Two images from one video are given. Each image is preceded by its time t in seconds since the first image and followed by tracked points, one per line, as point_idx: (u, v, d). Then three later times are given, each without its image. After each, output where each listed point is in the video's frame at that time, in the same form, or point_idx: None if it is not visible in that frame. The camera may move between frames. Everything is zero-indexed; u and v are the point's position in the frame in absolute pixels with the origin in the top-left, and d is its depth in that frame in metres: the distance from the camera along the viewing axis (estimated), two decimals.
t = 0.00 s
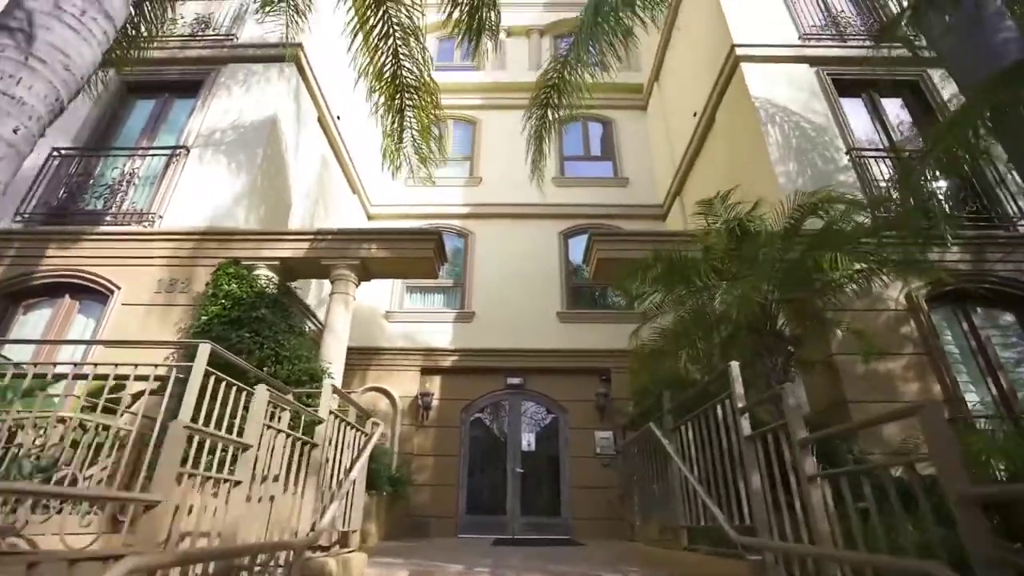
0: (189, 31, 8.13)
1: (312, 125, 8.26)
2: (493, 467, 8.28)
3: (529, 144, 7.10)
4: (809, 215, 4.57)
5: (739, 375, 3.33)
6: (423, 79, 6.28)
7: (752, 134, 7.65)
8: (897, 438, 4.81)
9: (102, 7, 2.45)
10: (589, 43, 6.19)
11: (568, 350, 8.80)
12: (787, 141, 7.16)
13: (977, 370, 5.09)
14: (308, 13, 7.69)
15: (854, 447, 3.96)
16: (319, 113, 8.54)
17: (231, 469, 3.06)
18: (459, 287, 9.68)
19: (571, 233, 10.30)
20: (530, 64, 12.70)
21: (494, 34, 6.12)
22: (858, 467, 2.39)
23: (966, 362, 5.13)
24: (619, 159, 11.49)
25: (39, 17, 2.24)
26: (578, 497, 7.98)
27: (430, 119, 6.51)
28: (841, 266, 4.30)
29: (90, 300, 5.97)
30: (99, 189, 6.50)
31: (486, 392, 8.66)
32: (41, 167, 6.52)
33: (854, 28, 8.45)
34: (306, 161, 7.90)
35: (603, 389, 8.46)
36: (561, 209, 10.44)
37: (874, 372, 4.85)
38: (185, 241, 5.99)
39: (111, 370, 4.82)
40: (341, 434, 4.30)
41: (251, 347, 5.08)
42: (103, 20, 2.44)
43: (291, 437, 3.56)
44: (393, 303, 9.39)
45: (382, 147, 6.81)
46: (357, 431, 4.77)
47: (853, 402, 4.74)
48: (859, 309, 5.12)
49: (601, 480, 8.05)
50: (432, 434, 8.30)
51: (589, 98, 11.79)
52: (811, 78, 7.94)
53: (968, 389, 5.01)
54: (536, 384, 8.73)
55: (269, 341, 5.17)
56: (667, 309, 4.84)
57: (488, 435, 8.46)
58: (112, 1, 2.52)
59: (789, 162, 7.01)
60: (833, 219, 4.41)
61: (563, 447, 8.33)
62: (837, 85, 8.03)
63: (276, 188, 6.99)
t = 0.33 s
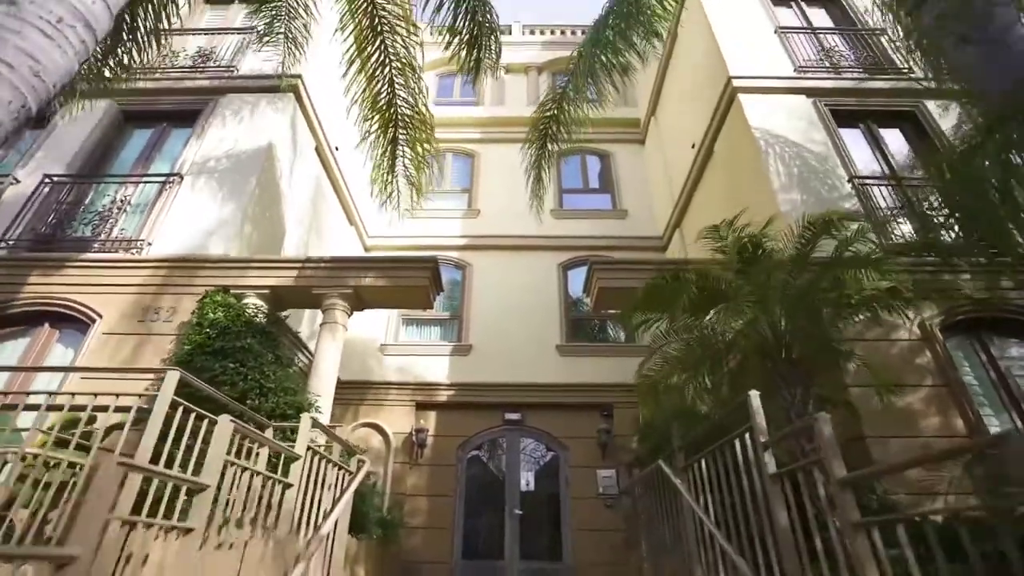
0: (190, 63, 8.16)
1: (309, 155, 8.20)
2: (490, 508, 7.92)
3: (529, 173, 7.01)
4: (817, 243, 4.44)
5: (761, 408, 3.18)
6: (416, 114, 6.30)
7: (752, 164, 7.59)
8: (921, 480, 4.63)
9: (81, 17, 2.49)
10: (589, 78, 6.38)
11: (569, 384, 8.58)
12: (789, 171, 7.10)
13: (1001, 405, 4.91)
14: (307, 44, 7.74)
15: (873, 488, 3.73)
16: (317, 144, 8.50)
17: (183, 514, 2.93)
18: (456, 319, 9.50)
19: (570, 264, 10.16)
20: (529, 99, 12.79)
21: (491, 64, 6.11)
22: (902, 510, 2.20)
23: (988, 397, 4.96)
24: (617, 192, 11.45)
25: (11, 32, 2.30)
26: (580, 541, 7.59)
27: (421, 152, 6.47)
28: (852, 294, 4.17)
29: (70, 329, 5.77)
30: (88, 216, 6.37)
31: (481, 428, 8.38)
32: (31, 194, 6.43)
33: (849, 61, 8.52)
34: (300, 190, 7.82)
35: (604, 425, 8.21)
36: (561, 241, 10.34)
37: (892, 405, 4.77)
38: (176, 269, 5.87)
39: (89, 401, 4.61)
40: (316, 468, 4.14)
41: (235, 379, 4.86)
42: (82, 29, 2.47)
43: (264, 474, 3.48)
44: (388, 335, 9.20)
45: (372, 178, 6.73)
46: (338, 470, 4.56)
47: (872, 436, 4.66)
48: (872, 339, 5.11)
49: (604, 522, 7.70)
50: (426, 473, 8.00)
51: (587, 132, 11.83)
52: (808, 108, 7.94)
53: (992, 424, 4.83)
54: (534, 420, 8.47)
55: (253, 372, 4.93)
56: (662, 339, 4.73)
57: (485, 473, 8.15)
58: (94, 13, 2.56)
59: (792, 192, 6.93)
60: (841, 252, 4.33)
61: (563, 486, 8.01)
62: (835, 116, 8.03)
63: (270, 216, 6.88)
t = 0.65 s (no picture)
0: (191, 76, 8.16)
1: (308, 168, 8.17)
2: (488, 527, 7.76)
3: (529, 187, 6.96)
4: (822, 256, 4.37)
5: (773, 426, 3.11)
6: (413, 128, 6.27)
7: (753, 177, 7.54)
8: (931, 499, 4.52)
9: (71, 21, 2.53)
10: (590, 93, 6.38)
11: (569, 400, 8.47)
12: (789, 184, 7.06)
13: (1013, 421, 4.85)
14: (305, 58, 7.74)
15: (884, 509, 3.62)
16: (315, 157, 8.48)
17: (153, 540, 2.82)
18: (454, 334, 9.40)
19: (570, 278, 10.09)
20: (529, 113, 12.82)
21: (490, 76, 6.08)
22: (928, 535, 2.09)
23: (999, 413, 4.90)
24: (617, 205, 11.41)
25: None
26: (580, 561, 7.42)
27: (417, 167, 6.43)
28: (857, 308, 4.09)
29: (60, 342, 5.68)
30: (83, 228, 6.32)
31: (480, 445, 8.25)
32: (26, 206, 6.39)
33: (847, 76, 8.52)
34: (298, 203, 7.77)
35: (606, 442, 8.08)
36: (561, 255, 10.28)
37: (903, 421, 4.77)
38: (171, 282, 5.79)
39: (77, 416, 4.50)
40: (306, 487, 4.04)
41: (228, 394, 4.75)
42: (72, 32, 2.52)
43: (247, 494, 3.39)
44: (386, 350, 9.10)
45: (369, 192, 6.69)
46: (328, 490, 4.44)
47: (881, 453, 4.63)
48: (879, 352, 5.10)
49: (605, 541, 7.53)
50: (423, 491, 7.84)
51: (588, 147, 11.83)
52: (808, 121, 7.91)
53: (1005, 442, 4.76)
54: (534, 436, 8.35)
55: (245, 387, 4.83)
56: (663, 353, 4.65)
57: (483, 491, 8.00)
58: (84, 17, 2.61)
59: (793, 205, 6.88)
60: (846, 263, 4.26)
61: (563, 504, 7.86)
62: (834, 129, 8.01)
63: (266, 229, 6.83)
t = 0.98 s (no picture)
0: (191, 90, 8.16)
1: (307, 182, 8.14)
2: (487, 545, 7.61)
3: (529, 201, 6.93)
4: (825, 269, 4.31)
5: (783, 445, 3.03)
6: (411, 141, 6.24)
7: (753, 190, 7.51)
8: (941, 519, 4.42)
9: (63, 27, 2.61)
10: (590, 106, 6.34)
11: (570, 416, 8.37)
12: (790, 196, 7.04)
13: None
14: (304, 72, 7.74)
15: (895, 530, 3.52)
16: (314, 170, 8.46)
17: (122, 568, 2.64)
18: (453, 348, 9.31)
19: (570, 292, 10.02)
20: (528, 128, 12.85)
21: (489, 89, 6.07)
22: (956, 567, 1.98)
23: (1010, 429, 4.83)
24: (617, 219, 11.38)
25: None
26: None
27: (414, 181, 6.40)
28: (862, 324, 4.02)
29: (51, 356, 5.59)
30: (78, 240, 6.27)
31: (478, 461, 8.13)
32: (22, 218, 6.33)
33: (845, 90, 8.54)
34: (297, 215, 7.74)
35: (607, 459, 7.96)
36: (561, 269, 10.23)
37: (910, 438, 4.71)
38: (165, 295, 5.73)
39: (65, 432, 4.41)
40: (296, 508, 3.92)
41: (220, 409, 4.66)
42: (62, 39, 2.59)
43: (233, 516, 3.27)
44: (384, 364, 9.01)
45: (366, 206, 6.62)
46: (320, 509, 4.35)
47: (887, 469, 4.55)
48: (885, 367, 5.03)
49: (606, 561, 7.38)
50: (421, 508, 7.70)
51: (588, 161, 11.84)
52: (807, 135, 7.90)
53: (1018, 458, 4.68)
54: (534, 452, 8.23)
55: (238, 403, 4.74)
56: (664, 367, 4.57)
57: (482, 508, 7.86)
58: (76, 24, 2.69)
59: (794, 217, 6.84)
60: (851, 276, 4.19)
61: (563, 523, 7.72)
62: (833, 142, 7.99)
63: (263, 241, 6.80)
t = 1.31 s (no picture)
0: (191, 106, 8.17)
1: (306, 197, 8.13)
2: (486, 567, 7.47)
3: (529, 217, 6.88)
4: (830, 283, 4.24)
5: (794, 466, 2.94)
6: (411, 156, 6.21)
7: (753, 205, 7.48)
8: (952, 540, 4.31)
9: (56, 37, 2.68)
10: (590, 123, 6.32)
11: (570, 433, 8.25)
12: (790, 210, 7.01)
13: None
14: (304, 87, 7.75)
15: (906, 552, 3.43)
16: (314, 186, 8.45)
17: None
18: (452, 364, 9.22)
19: (570, 308, 9.94)
20: (528, 145, 12.89)
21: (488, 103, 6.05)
22: None
23: (1021, 447, 4.74)
24: (617, 235, 11.35)
25: None
26: None
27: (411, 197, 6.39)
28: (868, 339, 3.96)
29: (42, 371, 5.51)
30: (73, 254, 6.22)
31: (477, 480, 8.00)
32: (18, 232, 6.29)
33: (843, 106, 8.55)
34: (295, 230, 7.70)
35: (608, 477, 7.83)
36: (560, 285, 10.18)
37: (918, 456, 4.62)
38: (160, 309, 5.67)
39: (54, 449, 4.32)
40: (285, 531, 3.81)
41: (212, 426, 4.57)
42: (55, 48, 2.66)
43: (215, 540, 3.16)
44: (382, 381, 8.91)
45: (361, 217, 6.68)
46: (311, 532, 4.24)
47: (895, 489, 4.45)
48: (892, 383, 4.96)
49: None
50: (418, 528, 7.55)
51: (587, 177, 11.84)
52: (807, 150, 7.89)
53: None
54: (533, 471, 8.10)
55: (231, 420, 4.66)
56: (665, 382, 4.49)
57: (481, 529, 7.72)
58: (71, 34, 2.77)
59: (795, 231, 6.81)
60: (855, 290, 4.14)
61: (564, 543, 7.58)
62: (832, 157, 7.97)
63: (260, 255, 6.76)
